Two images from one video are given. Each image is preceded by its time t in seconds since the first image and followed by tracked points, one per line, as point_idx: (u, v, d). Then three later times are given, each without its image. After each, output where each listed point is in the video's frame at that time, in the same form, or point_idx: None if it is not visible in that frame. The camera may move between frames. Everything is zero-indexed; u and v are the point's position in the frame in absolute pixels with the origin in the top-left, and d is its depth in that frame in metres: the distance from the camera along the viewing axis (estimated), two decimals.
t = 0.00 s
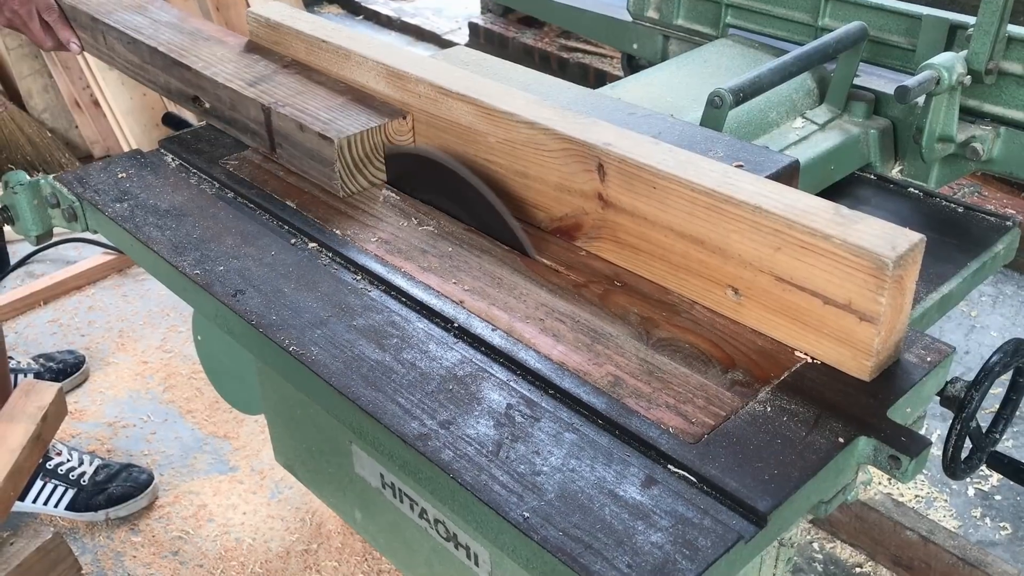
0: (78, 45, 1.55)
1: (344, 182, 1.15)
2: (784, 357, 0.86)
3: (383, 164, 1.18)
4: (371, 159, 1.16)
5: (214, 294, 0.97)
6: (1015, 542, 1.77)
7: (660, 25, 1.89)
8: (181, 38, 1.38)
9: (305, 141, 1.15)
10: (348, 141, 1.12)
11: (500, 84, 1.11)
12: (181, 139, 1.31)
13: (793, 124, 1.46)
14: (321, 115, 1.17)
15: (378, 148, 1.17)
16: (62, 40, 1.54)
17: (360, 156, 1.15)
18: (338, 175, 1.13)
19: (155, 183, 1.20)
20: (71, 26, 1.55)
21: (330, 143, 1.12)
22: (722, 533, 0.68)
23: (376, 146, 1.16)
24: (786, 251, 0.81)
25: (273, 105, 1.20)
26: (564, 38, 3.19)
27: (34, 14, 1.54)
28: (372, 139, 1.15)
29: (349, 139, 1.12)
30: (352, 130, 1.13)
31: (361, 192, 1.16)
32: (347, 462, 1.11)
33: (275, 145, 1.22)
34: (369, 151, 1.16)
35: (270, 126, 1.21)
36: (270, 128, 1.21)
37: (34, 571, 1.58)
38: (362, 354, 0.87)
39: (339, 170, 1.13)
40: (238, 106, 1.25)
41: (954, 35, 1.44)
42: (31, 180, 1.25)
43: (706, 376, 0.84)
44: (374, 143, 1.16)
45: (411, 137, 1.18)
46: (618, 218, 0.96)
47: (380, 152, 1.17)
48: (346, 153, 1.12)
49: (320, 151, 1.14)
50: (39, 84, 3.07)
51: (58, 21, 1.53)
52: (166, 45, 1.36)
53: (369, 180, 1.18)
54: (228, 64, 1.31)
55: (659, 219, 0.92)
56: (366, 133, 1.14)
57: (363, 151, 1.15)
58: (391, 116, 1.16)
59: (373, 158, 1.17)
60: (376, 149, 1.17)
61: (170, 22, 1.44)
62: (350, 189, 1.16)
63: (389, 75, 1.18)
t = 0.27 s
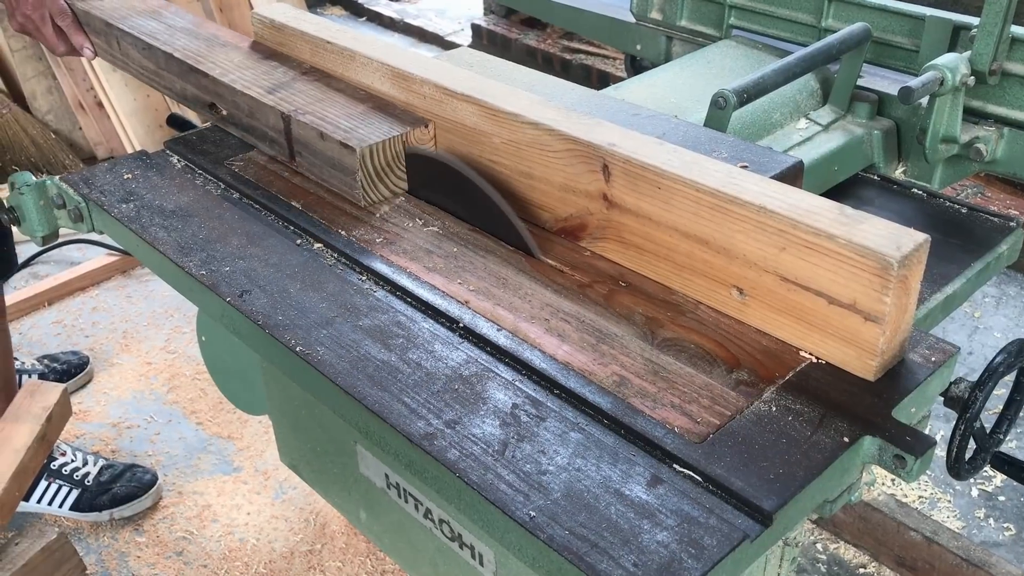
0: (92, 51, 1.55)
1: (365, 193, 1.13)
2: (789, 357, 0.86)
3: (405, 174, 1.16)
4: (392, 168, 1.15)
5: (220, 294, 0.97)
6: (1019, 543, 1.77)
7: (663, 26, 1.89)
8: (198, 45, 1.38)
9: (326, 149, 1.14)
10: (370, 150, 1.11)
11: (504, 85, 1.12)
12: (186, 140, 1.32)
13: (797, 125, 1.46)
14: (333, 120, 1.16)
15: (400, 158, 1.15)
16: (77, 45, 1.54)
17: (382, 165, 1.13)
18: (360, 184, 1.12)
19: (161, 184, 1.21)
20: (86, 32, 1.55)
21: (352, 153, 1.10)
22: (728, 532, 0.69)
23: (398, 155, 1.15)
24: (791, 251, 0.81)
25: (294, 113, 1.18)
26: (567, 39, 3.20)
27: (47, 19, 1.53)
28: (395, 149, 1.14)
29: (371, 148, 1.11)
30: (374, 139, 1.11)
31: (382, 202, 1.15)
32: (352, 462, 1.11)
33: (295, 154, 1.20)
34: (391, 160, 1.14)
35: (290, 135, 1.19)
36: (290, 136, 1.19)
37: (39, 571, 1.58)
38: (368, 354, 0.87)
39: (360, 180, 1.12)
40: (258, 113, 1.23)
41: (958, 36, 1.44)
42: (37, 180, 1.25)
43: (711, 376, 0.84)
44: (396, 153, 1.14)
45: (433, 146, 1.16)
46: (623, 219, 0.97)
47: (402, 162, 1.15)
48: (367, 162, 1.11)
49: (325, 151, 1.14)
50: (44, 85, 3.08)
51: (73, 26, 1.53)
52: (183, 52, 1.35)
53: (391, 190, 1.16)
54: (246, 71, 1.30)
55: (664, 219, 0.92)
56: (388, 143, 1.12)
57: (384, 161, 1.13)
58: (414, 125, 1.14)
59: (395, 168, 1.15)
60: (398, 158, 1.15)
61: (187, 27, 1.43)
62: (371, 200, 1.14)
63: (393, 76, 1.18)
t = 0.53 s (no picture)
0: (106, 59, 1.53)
1: (389, 208, 1.11)
2: (789, 359, 0.86)
3: (429, 187, 1.14)
4: (417, 181, 1.12)
5: (221, 295, 0.97)
6: (1019, 545, 1.77)
7: (664, 28, 1.90)
8: (216, 54, 1.35)
9: (349, 163, 1.11)
10: (396, 164, 1.08)
11: (506, 87, 1.12)
12: (188, 141, 1.32)
13: (797, 127, 1.46)
14: (334, 121, 1.16)
15: (425, 170, 1.12)
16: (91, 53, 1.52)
17: (406, 179, 1.11)
18: (384, 199, 1.09)
19: (162, 185, 1.21)
20: (99, 39, 1.53)
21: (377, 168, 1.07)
22: (728, 533, 0.69)
23: (423, 168, 1.12)
24: (791, 254, 0.82)
25: (316, 125, 1.15)
26: (567, 41, 3.20)
27: (61, 26, 1.52)
28: (420, 163, 1.11)
29: (396, 162, 1.08)
30: (399, 153, 1.08)
31: (407, 217, 1.12)
32: (352, 463, 1.11)
33: (317, 167, 1.18)
34: (416, 174, 1.11)
35: (311, 147, 1.17)
36: (312, 149, 1.17)
37: (39, 572, 1.58)
38: (369, 355, 0.87)
39: (385, 195, 1.09)
40: (278, 125, 1.20)
41: (959, 38, 1.45)
42: (38, 182, 1.26)
43: (711, 377, 0.84)
44: (421, 166, 1.11)
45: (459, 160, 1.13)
46: (623, 220, 0.97)
47: (427, 175, 1.13)
48: (392, 176, 1.08)
49: (325, 152, 1.15)
50: (45, 86, 3.08)
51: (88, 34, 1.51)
52: (201, 61, 1.32)
53: (414, 204, 1.13)
54: (258, 77, 1.29)
55: (664, 221, 0.92)
56: (414, 156, 1.09)
57: (409, 174, 1.11)
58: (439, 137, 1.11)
59: (420, 180, 1.12)
60: (424, 171, 1.12)
61: (195, 33, 1.42)
62: (396, 214, 1.11)
63: (395, 78, 1.18)
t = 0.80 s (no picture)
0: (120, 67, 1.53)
1: (412, 220, 1.08)
2: (788, 358, 0.87)
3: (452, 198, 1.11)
4: (441, 193, 1.10)
5: (222, 295, 0.98)
6: (1018, 546, 1.78)
7: (664, 30, 1.90)
8: (225, 60, 1.35)
9: (369, 173, 1.09)
10: (418, 175, 1.06)
11: (506, 88, 1.12)
12: (189, 142, 1.32)
13: (797, 128, 1.47)
14: (336, 122, 1.17)
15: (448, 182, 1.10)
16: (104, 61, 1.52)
17: (429, 190, 1.08)
18: (406, 211, 1.07)
19: (164, 185, 1.22)
20: (113, 47, 1.52)
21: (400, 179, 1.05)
22: (726, 531, 0.69)
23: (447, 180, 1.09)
24: (789, 254, 0.82)
25: (336, 135, 1.13)
26: (568, 42, 3.21)
27: (75, 34, 1.51)
28: (443, 174, 1.08)
29: (419, 173, 1.06)
30: (422, 164, 1.06)
31: (430, 229, 1.10)
32: (353, 462, 1.12)
33: (338, 178, 1.15)
34: (439, 185, 1.09)
35: (331, 158, 1.15)
36: (332, 159, 1.15)
37: (41, 571, 1.59)
38: (370, 354, 0.88)
39: (407, 207, 1.07)
40: (297, 135, 1.18)
41: (958, 40, 1.45)
42: (40, 182, 1.26)
43: (710, 377, 0.85)
44: (445, 177, 1.09)
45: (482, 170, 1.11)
46: (623, 221, 0.97)
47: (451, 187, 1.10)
48: (415, 188, 1.06)
49: (326, 153, 1.15)
50: (46, 87, 3.08)
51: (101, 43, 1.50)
52: (217, 70, 1.31)
53: (437, 216, 1.11)
54: (259, 78, 1.29)
55: (663, 222, 0.92)
56: (437, 167, 1.07)
57: (432, 186, 1.08)
58: (462, 147, 1.09)
59: (444, 192, 1.10)
60: (447, 183, 1.10)
61: (197, 34, 1.43)
62: (418, 227, 1.09)
63: (395, 79, 1.19)
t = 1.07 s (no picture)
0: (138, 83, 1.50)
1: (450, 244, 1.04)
2: (786, 362, 0.87)
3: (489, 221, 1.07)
4: (478, 216, 1.05)
5: (222, 298, 0.98)
6: (1013, 548, 1.78)
7: (661, 33, 1.91)
8: (224, 63, 1.35)
9: (405, 196, 1.05)
10: (457, 198, 1.01)
11: (504, 91, 1.13)
12: (188, 144, 1.33)
13: (794, 132, 1.47)
14: (334, 125, 1.17)
15: (486, 204, 1.06)
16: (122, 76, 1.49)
17: (468, 213, 1.04)
18: (445, 235, 1.03)
19: (163, 188, 1.22)
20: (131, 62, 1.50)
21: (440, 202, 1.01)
22: (725, 534, 0.69)
23: (485, 202, 1.05)
24: (787, 257, 0.82)
25: (369, 155, 1.09)
26: (565, 45, 3.21)
27: (91, 49, 1.49)
28: (482, 196, 1.04)
29: (458, 196, 1.01)
30: (461, 186, 1.02)
31: (468, 253, 1.05)
32: (351, 465, 1.12)
33: (371, 199, 1.11)
34: (477, 208, 1.05)
35: (364, 179, 1.10)
36: (365, 180, 1.10)
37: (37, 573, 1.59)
38: (369, 357, 0.88)
39: (446, 230, 1.02)
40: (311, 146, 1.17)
41: (954, 44, 1.46)
42: (39, 184, 1.27)
43: (708, 379, 0.85)
44: (483, 199, 1.05)
45: (519, 192, 1.07)
46: (621, 224, 0.97)
47: (489, 210, 1.06)
48: (453, 211, 1.02)
49: (325, 156, 1.15)
50: (43, 88, 3.08)
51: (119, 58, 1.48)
52: (242, 87, 1.28)
53: (475, 239, 1.06)
54: (257, 80, 1.29)
55: (662, 225, 0.93)
56: (475, 190, 1.03)
57: (471, 209, 1.04)
58: (501, 168, 1.05)
59: (482, 214, 1.06)
60: (485, 205, 1.06)
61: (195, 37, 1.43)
62: (456, 251, 1.05)
63: (394, 82, 1.19)
